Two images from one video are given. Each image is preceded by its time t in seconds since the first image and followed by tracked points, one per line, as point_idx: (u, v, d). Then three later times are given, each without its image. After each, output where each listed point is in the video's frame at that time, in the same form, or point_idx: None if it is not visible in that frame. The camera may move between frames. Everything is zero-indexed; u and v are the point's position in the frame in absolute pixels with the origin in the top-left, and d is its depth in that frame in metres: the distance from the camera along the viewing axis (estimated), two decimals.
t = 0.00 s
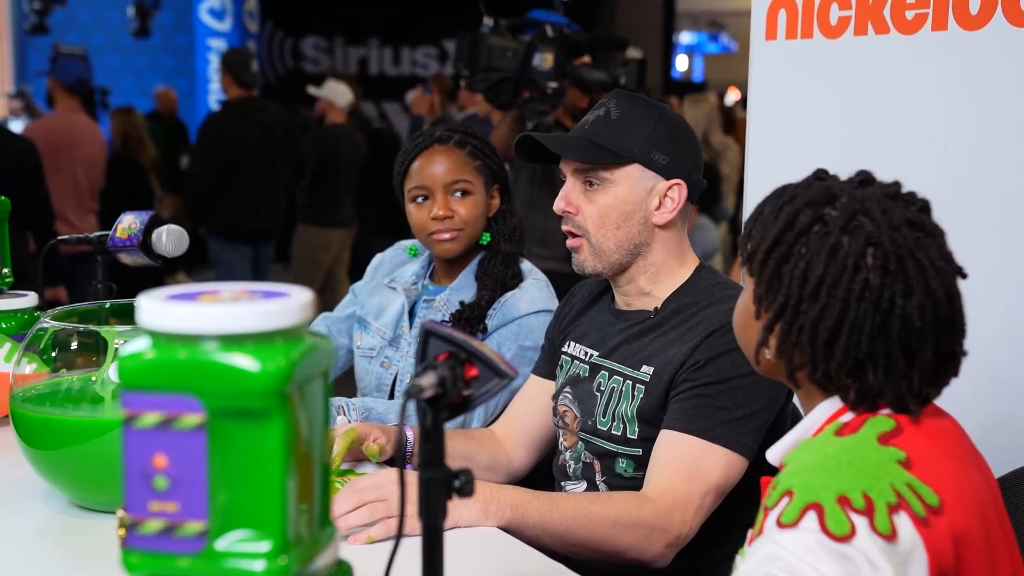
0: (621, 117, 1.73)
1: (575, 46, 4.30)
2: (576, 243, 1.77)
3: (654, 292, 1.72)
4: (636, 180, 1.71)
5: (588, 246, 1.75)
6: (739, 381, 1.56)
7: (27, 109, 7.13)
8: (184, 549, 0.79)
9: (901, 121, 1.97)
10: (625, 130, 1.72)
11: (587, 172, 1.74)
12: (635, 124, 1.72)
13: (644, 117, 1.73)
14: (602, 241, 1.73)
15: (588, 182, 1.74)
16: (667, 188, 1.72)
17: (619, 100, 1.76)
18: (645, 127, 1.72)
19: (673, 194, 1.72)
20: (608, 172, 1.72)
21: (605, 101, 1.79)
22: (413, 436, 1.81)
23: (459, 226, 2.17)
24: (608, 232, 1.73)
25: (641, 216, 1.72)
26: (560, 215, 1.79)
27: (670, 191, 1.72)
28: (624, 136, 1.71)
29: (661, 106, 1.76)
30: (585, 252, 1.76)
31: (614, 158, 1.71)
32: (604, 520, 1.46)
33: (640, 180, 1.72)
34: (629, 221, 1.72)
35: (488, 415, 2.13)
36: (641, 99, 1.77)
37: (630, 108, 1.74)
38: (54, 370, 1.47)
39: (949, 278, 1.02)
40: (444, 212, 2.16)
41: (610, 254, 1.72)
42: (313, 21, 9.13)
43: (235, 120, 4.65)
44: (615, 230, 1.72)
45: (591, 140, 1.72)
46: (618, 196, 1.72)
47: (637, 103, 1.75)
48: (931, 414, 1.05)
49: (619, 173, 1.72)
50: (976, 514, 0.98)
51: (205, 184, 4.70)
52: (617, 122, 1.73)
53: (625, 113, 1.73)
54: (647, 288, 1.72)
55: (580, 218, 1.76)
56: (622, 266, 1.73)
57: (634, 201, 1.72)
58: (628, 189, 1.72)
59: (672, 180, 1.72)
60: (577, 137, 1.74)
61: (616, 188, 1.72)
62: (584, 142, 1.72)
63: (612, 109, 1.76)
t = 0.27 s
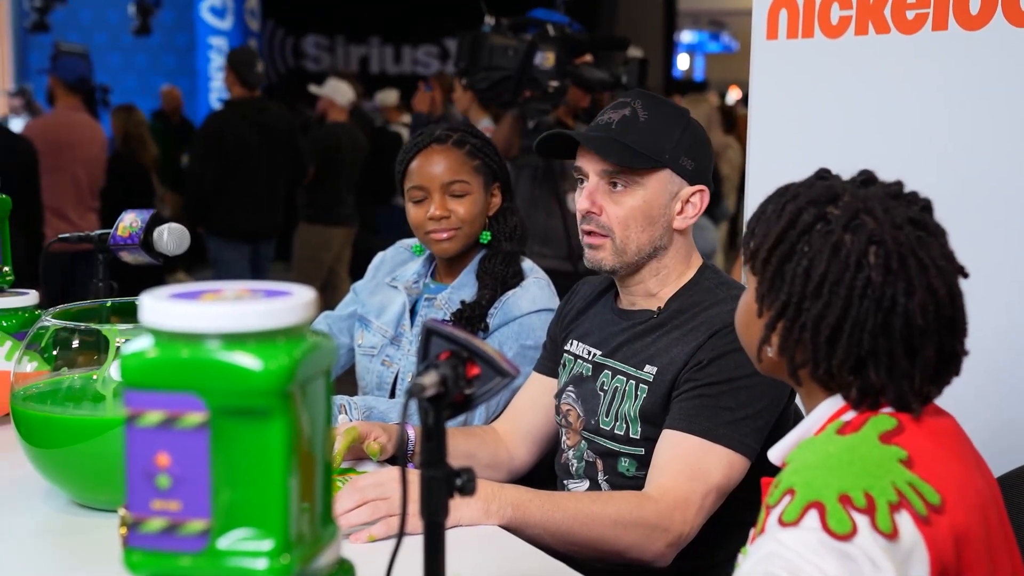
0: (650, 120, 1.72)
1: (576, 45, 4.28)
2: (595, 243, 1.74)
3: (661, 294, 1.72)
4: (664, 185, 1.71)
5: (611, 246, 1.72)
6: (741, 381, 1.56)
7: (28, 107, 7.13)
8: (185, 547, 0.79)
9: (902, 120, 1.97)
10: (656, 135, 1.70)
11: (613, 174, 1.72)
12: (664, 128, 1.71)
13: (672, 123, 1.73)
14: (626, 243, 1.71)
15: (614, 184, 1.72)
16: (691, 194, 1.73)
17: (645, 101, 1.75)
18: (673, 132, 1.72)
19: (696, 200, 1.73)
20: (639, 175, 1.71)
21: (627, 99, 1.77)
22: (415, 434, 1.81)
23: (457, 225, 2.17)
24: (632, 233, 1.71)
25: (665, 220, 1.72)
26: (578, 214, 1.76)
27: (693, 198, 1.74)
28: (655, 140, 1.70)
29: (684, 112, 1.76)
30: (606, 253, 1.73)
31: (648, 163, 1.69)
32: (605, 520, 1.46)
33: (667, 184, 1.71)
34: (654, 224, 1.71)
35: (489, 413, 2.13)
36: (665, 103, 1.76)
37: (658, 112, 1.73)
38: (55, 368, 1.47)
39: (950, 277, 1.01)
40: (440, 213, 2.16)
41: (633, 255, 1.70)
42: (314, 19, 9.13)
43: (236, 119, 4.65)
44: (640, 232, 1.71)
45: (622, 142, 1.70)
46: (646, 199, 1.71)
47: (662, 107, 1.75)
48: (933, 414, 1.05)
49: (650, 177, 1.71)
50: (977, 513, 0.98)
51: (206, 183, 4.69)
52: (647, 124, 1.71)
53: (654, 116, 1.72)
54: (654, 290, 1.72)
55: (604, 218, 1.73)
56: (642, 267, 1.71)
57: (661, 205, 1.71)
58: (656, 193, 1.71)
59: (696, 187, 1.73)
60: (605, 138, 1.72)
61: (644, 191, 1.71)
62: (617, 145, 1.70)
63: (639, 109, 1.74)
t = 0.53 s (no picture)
0: (663, 124, 1.71)
1: (575, 44, 4.30)
2: (600, 244, 1.74)
3: (661, 294, 1.72)
4: (675, 189, 1.72)
5: (617, 247, 1.72)
6: (741, 385, 1.57)
7: (25, 106, 7.13)
8: (183, 547, 0.79)
9: (900, 120, 1.98)
10: (669, 139, 1.70)
11: (623, 177, 1.72)
12: (678, 133, 1.72)
13: (684, 128, 1.73)
14: (632, 243, 1.71)
15: (623, 186, 1.72)
16: (700, 198, 1.74)
17: (658, 105, 1.74)
18: (686, 137, 1.72)
19: (705, 204, 1.74)
20: (650, 180, 1.71)
21: (639, 100, 1.76)
22: (414, 434, 1.81)
23: (427, 228, 2.19)
24: (639, 234, 1.71)
25: (673, 222, 1.72)
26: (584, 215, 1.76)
27: (702, 202, 1.74)
28: (668, 144, 1.70)
29: (697, 116, 1.76)
30: (611, 253, 1.72)
31: (660, 167, 1.69)
32: (603, 521, 1.46)
33: (677, 188, 1.72)
34: (661, 227, 1.71)
35: (487, 411, 2.14)
36: (678, 106, 1.76)
37: (670, 116, 1.73)
38: (52, 368, 1.47)
39: (953, 280, 1.02)
40: (410, 218, 2.19)
41: (638, 255, 1.70)
42: (312, 19, 9.12)
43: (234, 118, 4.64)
44: (648, 233, 1.71)
45: (634, 146, 1.70)
46: (655, 202, 1.71)
47: (675, 111, 1.74)
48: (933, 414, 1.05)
49: (661, 182, 1.71)
50: (975, 516, 0.98)
51: (203, 182, 4.69)
52: (659, 127, 1.71)
53: (667, 120, 1.72)
54: (655, 290, 1.72)
55: (612, 219, 1.73)
56: (647, 267, 1.71)
57: (669, 208, 1.72)
58: (665, 196, 1.71)
59: (706, 191, 1.74)
60: (617, 141, 1.71)
61: (654, 195, 1.71)
62: (630, 148, 1.69)
63: (651, 112, 1.73)
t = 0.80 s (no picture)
0: (669, 126, 1.71)
1: (574, 44, 4.29)
2: (604, 245, 1.73)
3: (663, 296, 1.72)
4: (680, 192, 1.72)
5: (622, 249, 1.72)
6: (742, 387, 1.57)
7: (24, 104, 7.13)
8: (183, 546, 0.79)
9: (900, 120, 1.97)
10: (676, 141, 1.70)
11: (629, 179, 1.72)
12: (685, 136, 1.71)
13: (691, 131, 1.73)
14: (637, 246, 1.71)
15: (628, 189, 1.72)
16: (704, 201, 1.74)
17: (665, 106, 1.74)
18: (693, 140, 1.72)
19: (709, 207, 1.74)
20: (656, 183, 1.71)
21: (646, 101, 1.76)
22: (412, 433, 1.81)
23: (416, 230, 2.19)
24: (645, 235, 1.71)
25: (677, 225, 1.72)
26: (589, 216, 1.75)
27: (708, 205, 1.74)
28: (675, 147, 1.70)
29: (702, 119, 1.76)
30: (616, 254, 1.72)
31: (666, 170, 1.69)
32: (602, 522, 1.46)
33: (683, 192, 1.72)
34: (666, 229, 1.71)
35: (480, 412, 2.14)
36: (684, 109, 1.76)
37: (676, 117, 1.73)
38: (51, 366, 1.47)
39: (958, 276, 1.02)
40: (398, 222, 2.19)
41: (643, 257, 1.70)
42: (311, 18, 9.12)
43: (233, 116, 4.64)
44: (653, 236, 1.71)
45: (642, 149, 1.70)
46: (661, 204, 1.71)
47: (681, 114, 1.74)
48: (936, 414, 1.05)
49: (667, 185, 1.71)
50: (976, 517, 0.98)
51: (202, 181, 4.69)
52: (666, 129, 1.71)
53: (673, 122, 1.72)
54: (658, 292, 1.72)
55: (618, 221, 1.73)
56: (649, 271, 1.72)
57: (675, 211, 1.72)
58: (670, 199, 1.71)
59: (711, 194, 1.74)
60: (623, 143, 1.71)
61: (660, 197, 1.71)
62: (636, 151, 1.69)
63: (658, 114, 1.73)
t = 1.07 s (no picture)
0: (670, 125, 1.71)
1: (571, 42, 4.30)
2: (605, 243, 1.73)
3: (660, 295, 1.72)
4: (681, 191, 1.72)
5: (623, 246, 1.72)
6: (739, 386, 1.57)
7: (20, 103, 7.12)
8: (180, 545, 0.79)
9: (897, 120, 1.97)
10: (677, 139, 1.70)
11: (630, 178, 1.72)
12: (686, 135, 1.72)
13: (692, 129, 1.73)
14: (638, 243, 1.71)
15: (629, 187, 1.72)
16: (704, 199, 1.74)
17: (666, 105, 1.74)
18: (694, 138, 1.72)
19: (709, 205, 1.75)
20: (657, 181, 1.71)
21: (647, 100, 1.76)
22: (409, 432, 1.81)
23: (416, 233, 2.19)
24: (646, 233, 1.71)
25: (677, 223, 1.72)
26: (590, 215, 1.75)
27: (707, 204, 1.75)
28: (677, 145, 1.70)
29: (703, 118, 1.76)
30: (617, 252, 1.72)
31: (667, 168, 1.69)
32: (598, 522, 1.46)
33: (683, 190, 1.72)
34: (666, 227, 1.72)
35: (480, 411, 2.14)
36: (684, 107, 1.76)
37: (677, 116, 1.73)
38: (47, 366, 1.47)
39: (951, 273, 1.02)
40: (395, 227, 2.18)
41: (643, 255, 1.70)
42: (308, 17, 9.11)
43: (230, 115, 4.63)
44: (653, 233, 1.71)
45: (644, 147, 1.70)
46: (661, 202, 1.71)
47: (682, 112, 1.74)
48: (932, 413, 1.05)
49: (668, 183, 1.71)
50: (973, 516, 0.98)
51: (199, 180, 4.68)
52: (667, 128, 1.71)
53: (675, 120, 1.72)
54: (655, 291, 1.72)
55: (620, 218, 1.73)
56: (648, 269, 1.71)
57: (675, 209, 1.72)
58: (671, 197, 1.72)
59: (711, 193, 1.75)
60: (625, 142, 1.71)
61: (660, 195, 1.71)
62: (640, 150, 1.69)
63: (659, 112, 1.73)
